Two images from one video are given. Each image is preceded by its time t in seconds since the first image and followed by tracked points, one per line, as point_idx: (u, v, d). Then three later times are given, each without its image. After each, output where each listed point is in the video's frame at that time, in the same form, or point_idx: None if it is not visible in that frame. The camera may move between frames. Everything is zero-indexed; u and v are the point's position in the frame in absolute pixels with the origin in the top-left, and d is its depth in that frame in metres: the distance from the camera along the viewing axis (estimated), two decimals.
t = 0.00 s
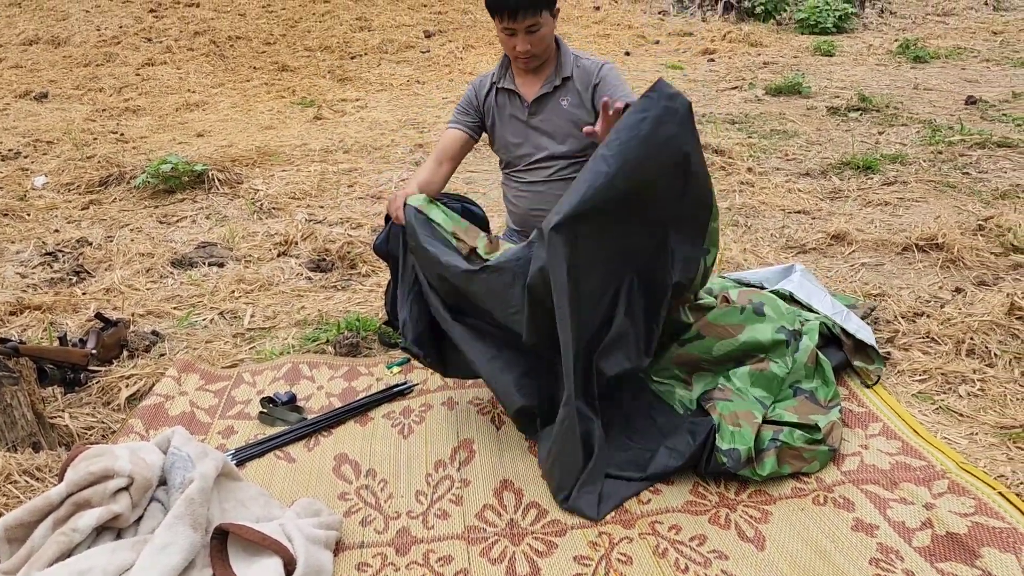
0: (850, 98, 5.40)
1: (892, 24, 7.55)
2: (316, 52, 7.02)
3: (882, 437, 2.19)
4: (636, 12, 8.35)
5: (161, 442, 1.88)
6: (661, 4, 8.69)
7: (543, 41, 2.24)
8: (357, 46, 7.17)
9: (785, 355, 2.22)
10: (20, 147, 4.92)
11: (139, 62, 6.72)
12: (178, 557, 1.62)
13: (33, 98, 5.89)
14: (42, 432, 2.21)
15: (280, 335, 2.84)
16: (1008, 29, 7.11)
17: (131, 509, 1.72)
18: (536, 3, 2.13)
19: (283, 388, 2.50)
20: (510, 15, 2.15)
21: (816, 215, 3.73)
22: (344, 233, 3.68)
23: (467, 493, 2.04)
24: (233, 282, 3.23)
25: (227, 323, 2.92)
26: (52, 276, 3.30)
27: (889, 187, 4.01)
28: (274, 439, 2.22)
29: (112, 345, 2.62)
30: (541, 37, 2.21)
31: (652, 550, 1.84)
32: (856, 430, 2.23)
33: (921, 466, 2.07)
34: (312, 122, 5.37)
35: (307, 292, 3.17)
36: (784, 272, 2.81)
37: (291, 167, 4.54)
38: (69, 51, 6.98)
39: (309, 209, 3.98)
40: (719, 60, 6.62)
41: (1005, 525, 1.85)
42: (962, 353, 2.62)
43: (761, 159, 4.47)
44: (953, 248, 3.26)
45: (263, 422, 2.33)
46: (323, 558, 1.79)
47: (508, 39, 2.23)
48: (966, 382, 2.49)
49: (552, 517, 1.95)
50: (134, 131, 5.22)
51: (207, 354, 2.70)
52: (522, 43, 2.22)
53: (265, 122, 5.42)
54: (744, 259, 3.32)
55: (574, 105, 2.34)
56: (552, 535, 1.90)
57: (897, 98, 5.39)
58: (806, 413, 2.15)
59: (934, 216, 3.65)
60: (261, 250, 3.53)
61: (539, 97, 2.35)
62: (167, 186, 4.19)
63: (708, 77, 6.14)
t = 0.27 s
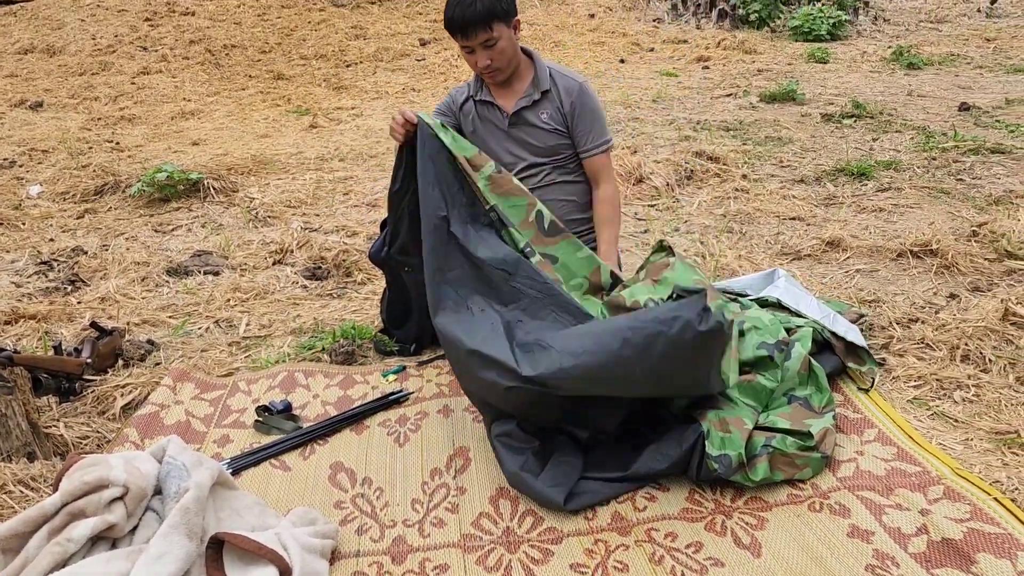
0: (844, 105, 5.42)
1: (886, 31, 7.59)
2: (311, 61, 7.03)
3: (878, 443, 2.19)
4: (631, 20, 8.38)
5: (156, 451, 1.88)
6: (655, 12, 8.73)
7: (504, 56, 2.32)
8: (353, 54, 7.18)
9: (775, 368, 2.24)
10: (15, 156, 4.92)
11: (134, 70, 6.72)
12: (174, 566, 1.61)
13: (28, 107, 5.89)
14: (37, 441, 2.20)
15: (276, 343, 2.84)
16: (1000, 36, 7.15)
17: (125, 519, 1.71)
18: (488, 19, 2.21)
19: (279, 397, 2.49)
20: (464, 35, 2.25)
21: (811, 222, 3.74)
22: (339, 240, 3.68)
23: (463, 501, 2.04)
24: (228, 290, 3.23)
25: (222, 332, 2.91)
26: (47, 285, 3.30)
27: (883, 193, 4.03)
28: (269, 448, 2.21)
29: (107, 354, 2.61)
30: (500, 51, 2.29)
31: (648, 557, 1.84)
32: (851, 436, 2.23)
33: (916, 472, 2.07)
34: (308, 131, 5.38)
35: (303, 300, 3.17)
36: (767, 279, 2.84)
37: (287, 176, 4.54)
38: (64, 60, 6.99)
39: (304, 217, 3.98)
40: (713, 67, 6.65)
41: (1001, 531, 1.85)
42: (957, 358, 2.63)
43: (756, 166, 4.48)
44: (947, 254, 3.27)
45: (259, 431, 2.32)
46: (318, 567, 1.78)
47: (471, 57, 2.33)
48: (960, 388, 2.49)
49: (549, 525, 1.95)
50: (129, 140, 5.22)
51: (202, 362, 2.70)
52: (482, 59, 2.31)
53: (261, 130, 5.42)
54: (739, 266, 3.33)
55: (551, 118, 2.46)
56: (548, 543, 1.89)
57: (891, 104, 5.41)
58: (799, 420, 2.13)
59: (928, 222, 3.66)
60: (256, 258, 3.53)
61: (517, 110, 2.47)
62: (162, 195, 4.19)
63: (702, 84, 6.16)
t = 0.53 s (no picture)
0: (838, 111, 5.45)
1: (879, 38, 7.63)
2: (306, 69, 7.04)
3: (872, 449, 2.20)
4: (625, 27, 8.41)
5: (151, 461, 1.88)
6: (649, 19, 8.76)
7: (499, 63, 2.39)
8: (348, 62, 7.20)
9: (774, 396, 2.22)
10: (10, 166, 4.92)
11: (130, 80, 6.73)
12: None
13: (23, 117, 5.89)
14: (32, 452, 2.20)
15: (271, 352, 2.84)
16: (993, 42, 7.19)
17: (121, 529, 1.71)
18: (482, 29, 2.28)
19: (274, 406, 2.49)
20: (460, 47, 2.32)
21: (805, 228, 3.75)
22: (335, 249, 3.68)
23: (459, 509, 2.04)
24: (224, 299, 3.23)
25: (218, 341, 2.91)
26: (42, 295, 3.29)
27: (877, 199, 4.05)
28: (265, 457, 2.21)
29: (103, 363, 2.61)
30: (496, 59, 2.36)
31: (643, 564, 1.84)
32: (846, 442, 2.23)
33: (911, 478, 2.08)
34: (303, 139, 5.39)
35: (299, 308, 3.17)
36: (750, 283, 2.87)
37: (283, 184, 4.54)
38: (60, 70, 6.99)
39: (300, 225, 3.99)
40: (707, 74, 6.67)
41: (995, 536, 1.86)
42: (951, 364, 2.64)
43: (750, 172, 4.49)
44: (941, 260, 3.29)
45: (255, 440, 2.32)
46: None
47: (465, 68, 2.40)
48: (955, 394, 2.50)
49: (545, 533, 1.95)
50: (124, 149, 5.22)
51: (198, 372, 2.70)
52: (478, 69, 2.38)
53: (256, 139, 5.43)
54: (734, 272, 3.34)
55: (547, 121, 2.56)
56: (544, 551, 1.89)
57: (884, 111, 5.44)
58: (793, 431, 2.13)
59: (922, 228, 3.67)
60: (251, 267, 3.54)
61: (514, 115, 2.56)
62: (158, 204, 4.19)
63: (696, 91, 6.19)
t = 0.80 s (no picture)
0: (832, 116, 5.47)
1: (872, 42, 7.66)
2: (302, 75, 7.04)
3: (867, 454, 2.20)
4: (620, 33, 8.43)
5: (145, 471, 1.87)
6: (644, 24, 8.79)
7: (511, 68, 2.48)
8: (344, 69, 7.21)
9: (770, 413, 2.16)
10: (4, 174, 4.91)
11: (124, 87, 6.73)
12: None
13: (18, 125, 5.89)
14: (26, 462, 2.19)
15: (266, 359, 2.84)
16: (986, 46, 7.23)
17: (115, 539, 1.71)
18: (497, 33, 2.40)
19: (269, 414, 2.49)
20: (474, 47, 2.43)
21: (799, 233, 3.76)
22: (330, 256, 3.68)
23: (454, 517, 2.04)
24: (219, 307, 3.23)
25: (213, 349, 2.91)
26: (36, 303, 3.29)
27: (871, 204, 4.06)
28: (260, 465, 2.21)
29: (97, 372, 2.60)
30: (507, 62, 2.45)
31: (638, 570, 1.84)
32: (840, 447, 2.24)
33: (905, 482, 2.08)
34: (299, 146, 5.39)
35: (294, 316, 3.17)
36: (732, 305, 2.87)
37: (278, 191, 4.54)
38: (54, 77, 6.99)
39: (295, 232, 3.99)
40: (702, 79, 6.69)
41: (989, 540, 1.86)
42: (945, 368, 2.65)
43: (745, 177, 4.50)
44: (935, 264, 3.30)
45: (249, 448, 2.32)
46: None
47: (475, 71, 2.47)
48: (949, 398, 2.50)
49: (540, 539, 1.95)
50: (119, 157, 5.22)
51: (193, 379, 2.69)
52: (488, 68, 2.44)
53: (251, 146, 5.43)
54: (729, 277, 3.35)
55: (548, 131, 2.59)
56: (540, 557, 1.89)
57: (877, 115, 5.46)
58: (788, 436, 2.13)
59: (916, 232, 3.69)
60: (246, 274, 3.53)
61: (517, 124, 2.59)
62: (153, 212, 4.19)
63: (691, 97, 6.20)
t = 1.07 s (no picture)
0: (826, 118, 5.48)
1: (866, 44, 7.68)
2: (297, 79, 7.05)
3: (862, 454, 2.20)
4: (615, 36, 8.45)
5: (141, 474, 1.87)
6: (639, 27, 8.80)
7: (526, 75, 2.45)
8: (339, 72, 7.21)
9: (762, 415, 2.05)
10: None
11: (119, 91, 6.72)
12: None
13: (12, 129, 5.88)
14: (21, 466, 2.18)
15: (262, 363, 2.83)
16: (979, 48, 7.25)
17: (110, 543, 1.70)
18: (517, 37, 2.40)
19: (265, 417, 2.49)
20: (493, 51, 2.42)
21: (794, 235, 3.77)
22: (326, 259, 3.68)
23: (450, 519, 2.04)
24: (214, 311, 3.23)
25: (208, 353, 2.91)
26: (31, 308, 3.28)
27: (866, 205, 4.07)
28: (256, 468, 2.21)
29: (92, 377, 2.60)
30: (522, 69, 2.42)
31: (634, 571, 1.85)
32: (836, 448, 2.24)
33: (900, 483, 2.08)
34: (294, 149, 5.39)
35: (289, 319, 3.17)
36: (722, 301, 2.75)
37: (273, 195, 4.54)
38: (49, 82, 6.98)
39: (290, 236, 3.98)
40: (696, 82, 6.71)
41: (984, 540, 1.87)
42: (940, 369, 2.65)
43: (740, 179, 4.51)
44: (929, 265, 3.31)
45: (245, 451, 2.31)
46: None
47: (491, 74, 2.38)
48: (943, 398, 2.51)
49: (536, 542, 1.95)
50: (114, 161, 5.21)
51: (188, 384, 2.69)
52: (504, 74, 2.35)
53: (246, 149, 5.43)
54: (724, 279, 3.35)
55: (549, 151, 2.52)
56: (536, 560, 1.90)
57: (872, 117, 5.48)
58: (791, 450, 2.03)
59: (910, 233, 3.70)
60: (242, 278, 3.53)
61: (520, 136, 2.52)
62: (148, 216, 4.19)
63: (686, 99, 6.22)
